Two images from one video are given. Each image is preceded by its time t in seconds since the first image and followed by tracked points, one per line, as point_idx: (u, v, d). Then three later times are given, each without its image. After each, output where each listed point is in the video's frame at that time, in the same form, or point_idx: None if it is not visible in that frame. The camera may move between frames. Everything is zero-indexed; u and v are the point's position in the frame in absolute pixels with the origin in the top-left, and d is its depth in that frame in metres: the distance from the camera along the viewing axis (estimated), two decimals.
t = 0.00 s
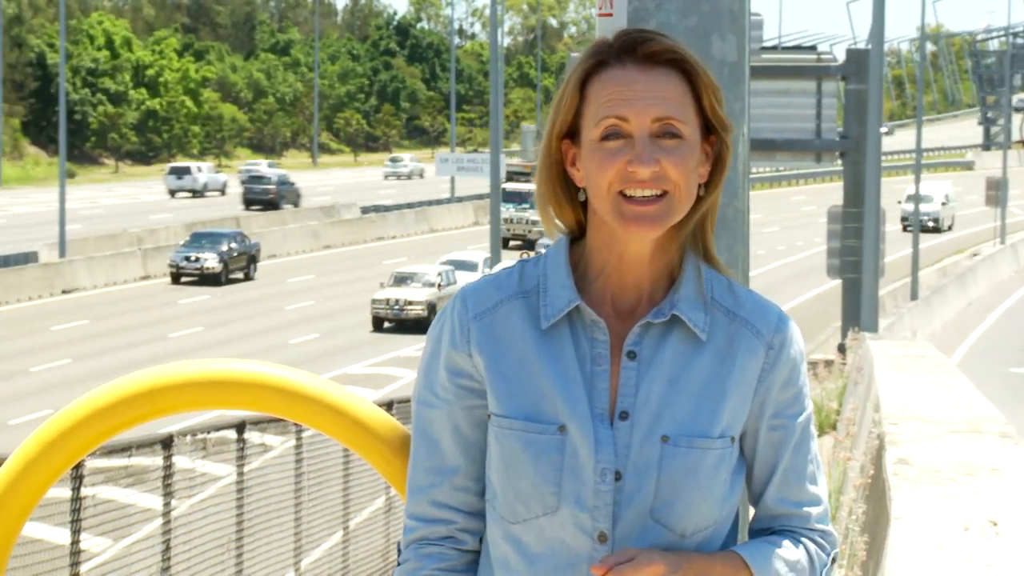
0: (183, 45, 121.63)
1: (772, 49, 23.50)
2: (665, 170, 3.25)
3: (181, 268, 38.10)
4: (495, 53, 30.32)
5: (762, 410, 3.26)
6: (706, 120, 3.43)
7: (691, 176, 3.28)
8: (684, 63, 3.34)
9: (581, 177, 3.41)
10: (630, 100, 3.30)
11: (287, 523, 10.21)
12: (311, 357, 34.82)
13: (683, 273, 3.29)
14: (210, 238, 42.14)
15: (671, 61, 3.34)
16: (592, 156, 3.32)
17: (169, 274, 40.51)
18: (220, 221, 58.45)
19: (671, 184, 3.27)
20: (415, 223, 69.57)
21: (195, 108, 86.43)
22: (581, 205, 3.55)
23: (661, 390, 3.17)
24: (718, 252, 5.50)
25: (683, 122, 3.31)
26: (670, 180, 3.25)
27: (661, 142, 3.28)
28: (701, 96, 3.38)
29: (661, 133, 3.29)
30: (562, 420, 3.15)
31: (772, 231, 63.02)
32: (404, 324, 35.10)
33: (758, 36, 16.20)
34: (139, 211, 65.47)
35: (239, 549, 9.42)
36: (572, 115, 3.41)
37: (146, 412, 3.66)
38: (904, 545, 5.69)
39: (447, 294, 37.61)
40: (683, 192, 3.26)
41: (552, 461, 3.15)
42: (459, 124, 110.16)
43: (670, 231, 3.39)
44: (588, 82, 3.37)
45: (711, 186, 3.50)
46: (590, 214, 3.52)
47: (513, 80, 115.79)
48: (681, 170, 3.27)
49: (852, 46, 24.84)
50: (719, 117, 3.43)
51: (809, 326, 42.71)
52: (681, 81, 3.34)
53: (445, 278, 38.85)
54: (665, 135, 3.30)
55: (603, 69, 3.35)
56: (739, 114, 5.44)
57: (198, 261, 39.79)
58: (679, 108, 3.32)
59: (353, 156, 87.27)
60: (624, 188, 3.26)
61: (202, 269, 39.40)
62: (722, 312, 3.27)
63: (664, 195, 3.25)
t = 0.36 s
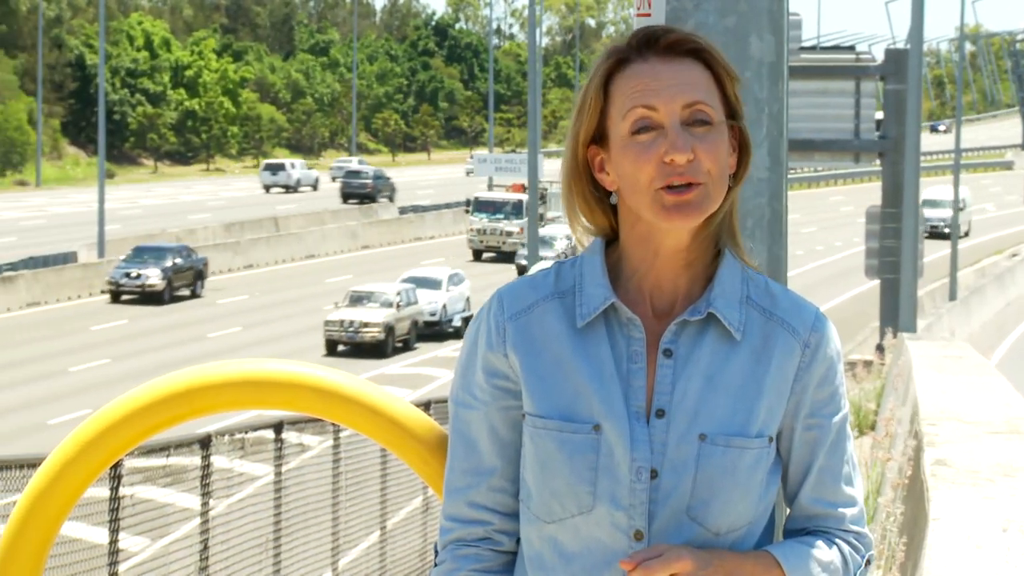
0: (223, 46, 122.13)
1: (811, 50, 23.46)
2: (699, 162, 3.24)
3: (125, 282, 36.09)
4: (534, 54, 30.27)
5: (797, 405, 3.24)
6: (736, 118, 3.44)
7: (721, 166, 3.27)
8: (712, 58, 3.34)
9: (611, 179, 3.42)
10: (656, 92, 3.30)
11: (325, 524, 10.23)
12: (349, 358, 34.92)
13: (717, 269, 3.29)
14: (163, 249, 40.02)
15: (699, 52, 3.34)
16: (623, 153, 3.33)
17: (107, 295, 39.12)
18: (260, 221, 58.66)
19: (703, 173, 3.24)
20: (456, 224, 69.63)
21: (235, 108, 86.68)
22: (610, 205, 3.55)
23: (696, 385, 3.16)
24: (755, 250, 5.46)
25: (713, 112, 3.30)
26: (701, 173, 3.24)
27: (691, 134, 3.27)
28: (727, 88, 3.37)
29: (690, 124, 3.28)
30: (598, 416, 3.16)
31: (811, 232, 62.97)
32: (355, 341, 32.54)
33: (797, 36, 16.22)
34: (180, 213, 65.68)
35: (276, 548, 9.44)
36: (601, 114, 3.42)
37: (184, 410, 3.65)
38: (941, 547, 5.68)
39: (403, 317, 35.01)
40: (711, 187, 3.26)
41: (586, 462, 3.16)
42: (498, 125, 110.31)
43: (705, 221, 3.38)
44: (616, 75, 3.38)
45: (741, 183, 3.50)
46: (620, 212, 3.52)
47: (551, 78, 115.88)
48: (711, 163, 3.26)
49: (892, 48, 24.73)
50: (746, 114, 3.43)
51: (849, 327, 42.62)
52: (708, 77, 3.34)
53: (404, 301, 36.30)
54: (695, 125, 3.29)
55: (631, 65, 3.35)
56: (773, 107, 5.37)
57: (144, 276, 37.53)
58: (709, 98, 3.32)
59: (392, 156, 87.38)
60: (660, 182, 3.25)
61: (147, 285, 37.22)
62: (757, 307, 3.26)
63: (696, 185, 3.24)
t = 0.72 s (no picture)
0: (246, 45, 122.36)
1: (834, 50, 23.43)
2: (712, 164, 3.24)
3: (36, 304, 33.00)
4: (557, 53, 30.20)
5: (817, 406, 3.24)
6: (754, 120, 3.44)
7: (738, 167, 3.27)
8: (729, 58, 3.35)
9: (631, 178, 3.42)
10: (673, 90, 3.31)
11: (347, 524, 10.25)
12: (373, 358, 34.96)
13: (735, 274, 3.30)
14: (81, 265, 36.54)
15: (715, 55, 3.34)
16: (638, 152, 3.33)
17: (19, 315, 36.92)
18: (284, 222, 58.85)
19: (718, 170, 3.25)
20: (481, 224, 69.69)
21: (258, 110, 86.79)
22: (631, 207, 3.54)
23: (715, 388, 3.16)
24: (775, 252, 5.46)
25: (729, 112, 3.30)
26: (716, 172, 3.24)
27: (708, 133, 3.27)
28: (746, 91, 3.39)
29: (705, 124, 3.28)
30: (617, 420, 3.16)
31: (833, 232, 62.93)
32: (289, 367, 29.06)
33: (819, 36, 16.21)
34: (204, 213, 65.70)
35: (299, 549, 9.46)
36: (620, 113, 3.41)
37: (207, 410, 3.66)
38: (962, 548, 5.69)
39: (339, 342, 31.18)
40: (729, 183, 3.26)
41: (605, 463, 3.16)
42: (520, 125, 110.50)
43: (728, 223, 3.41)
44: (635, 73, 3.38)
45: (761, 183, 3.49)
46: (641, 214, 3.52)
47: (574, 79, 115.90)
48: (728, 161, 3.26)
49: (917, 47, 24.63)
50: (763, 113, 3.42)
51: (872, 327, 42.60)
52: (726, 76, 3.35)
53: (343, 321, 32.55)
54: (711, 125, 3.29)
55: (650, 63, 3.36)
56: (797, 105, 5.38)
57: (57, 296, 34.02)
58: (727, 99, 3.31)
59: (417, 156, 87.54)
60: (673, 176, 3.25)
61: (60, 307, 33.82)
62: (777, 314, 3.26)
63: (708, 187, 3.24)
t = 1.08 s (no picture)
0: (255, 45, 122.28)
1: (844, 50, 23.40)
2: (725, 160, 3.24)
3: None
4: (565, 53, 30.09)
5: (829, 409, 3.24)
6: (773, 124, 3.44)
7: (752, 166, 3.27)
8: (749, 57, 3.35)
9: (646, 173, 3.42)
10: (691, 84, 3.31)
11: (355, 522, 10.25)
12: (381, 358, 34.92)
13: (749, 271, 3.29)
14: None
15: (736, 51, 3.34)
16: (654, 144, 3.32)
17: None
18: (291, 223, 59.15)
19: (732, 169, 3.25)
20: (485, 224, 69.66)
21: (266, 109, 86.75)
22: (646, 203, 3.54)
23: (725, 391, 3.17)
24: (790, 250, 5.46)
25: (746, 111, 3.30)
26: (729, 169, 3.23)
27: (723, 130, 3.27)
28: (768, 90, 3.38)
29: (722, 123, 3.28)
30: (627, 420, 3.16)
31: (842, 232, 62.88)
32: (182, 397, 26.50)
33: (829, 34, 16.20)
34: (211, 213, 65.59)
35: (308, 548, 9.45)
36: (640, 106, 3.41)
37: (217, 410, 3.65)
38: (972, 547, 5.67)
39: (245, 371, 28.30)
40: (742, 181, 3.25)
41: (618, 462, 3.16)
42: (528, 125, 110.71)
43: (741, 222, 3.42)
44: (658, 69, 3.38)
45: (777, 190, 3.49)
46: (653, 210, 3.52)
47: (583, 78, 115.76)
48: (741, 161, 3.26)
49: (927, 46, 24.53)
50: (783, 116, 3.42)
51: (881, 326, 42.58)
52: (747, 75, 3.34)
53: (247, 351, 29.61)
54: (727, 124, 3.29)
55: (671, 60, 3.36)
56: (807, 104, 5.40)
57: None
58: (742, 96, 3.32)
59: (426, 155, 87.68)
60: (687, 172, 3.25)
61: None
62: (790, 312, 3.26)
63: (722, 179, 3.24)
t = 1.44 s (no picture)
0: (264, 44, 122.40)
1: (852, 50, 23.38)
2: (734, 155, 3.23)
3: None
4: (573, 53, 29.99)
5: (833, 411, 3.24)
6: (786, 126, 3.43)
7: (761, 167, 3.27)
8: (763, 55, 3.35)
9: (658, 171, 3.42)
10: (704, 80, 3.31)
11: (363, 524, 10.24)
12: (388, 358, 34.81)
13: (759, 273, 3.29)
14: None
15: (749, 50, 3.34)
16: (666, 142, 3.32)
17: None
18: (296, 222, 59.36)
19: (738, 167, 3.24)
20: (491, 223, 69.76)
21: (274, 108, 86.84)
22: (654, 201, 3.54)
23: (730, 390, 3.15)
24: (800, 251, 5.46)
25: (757, 109, 3.30)
26: (735, 165, 3.23)
27: (734, 129, 3.27)
28: (780, 92, 3.38)
29: (732, 123, 3.28)
30: (631, 419, 3.15)
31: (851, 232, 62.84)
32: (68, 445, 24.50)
33: (837, 34, 16.20)
34: (217, 212, 65.45)
35: (314, 548, 9.43)
36: (651, 101, 3.41)
37: (221, 411, 3.65)
38: (981, 546, 5.67)
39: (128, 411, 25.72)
40: (748, 181, 3.24)
41: (620, 461, 3.16)
42: (536, 125, 110.97)
43: (751, 217, 3.42)
44: (674, 65, 3.38)
45: (789, 191, 3.48)
46: (661, 209, 3.52)
47: (593, 78, 115.89)
48: (749, 159, 3.25)
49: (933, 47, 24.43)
50: (797, 119, 3.42)
51: (889, 327, 42.53)
52: (760, 73, 3.34)
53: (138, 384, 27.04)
54: (736, 121, 3.29)
55: (686, 56, 3.36)
56: (817, 100, 5.42)
57: None
58: (753, 94, 3.31)
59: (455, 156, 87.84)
60: (692, 169, 3.24)
61: None
62: (796, 312, 3.26)
63: (730, 175, 3.23)
